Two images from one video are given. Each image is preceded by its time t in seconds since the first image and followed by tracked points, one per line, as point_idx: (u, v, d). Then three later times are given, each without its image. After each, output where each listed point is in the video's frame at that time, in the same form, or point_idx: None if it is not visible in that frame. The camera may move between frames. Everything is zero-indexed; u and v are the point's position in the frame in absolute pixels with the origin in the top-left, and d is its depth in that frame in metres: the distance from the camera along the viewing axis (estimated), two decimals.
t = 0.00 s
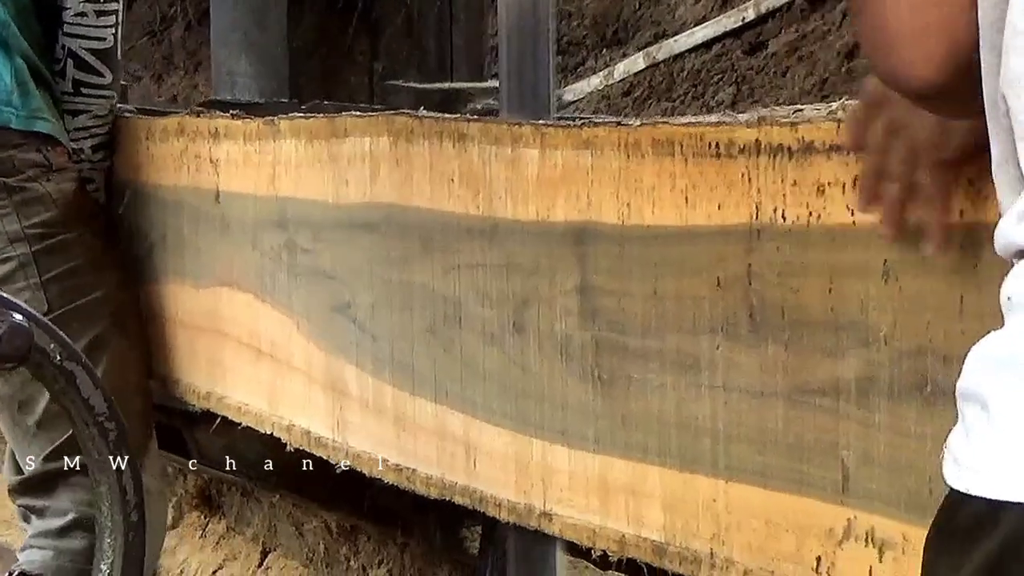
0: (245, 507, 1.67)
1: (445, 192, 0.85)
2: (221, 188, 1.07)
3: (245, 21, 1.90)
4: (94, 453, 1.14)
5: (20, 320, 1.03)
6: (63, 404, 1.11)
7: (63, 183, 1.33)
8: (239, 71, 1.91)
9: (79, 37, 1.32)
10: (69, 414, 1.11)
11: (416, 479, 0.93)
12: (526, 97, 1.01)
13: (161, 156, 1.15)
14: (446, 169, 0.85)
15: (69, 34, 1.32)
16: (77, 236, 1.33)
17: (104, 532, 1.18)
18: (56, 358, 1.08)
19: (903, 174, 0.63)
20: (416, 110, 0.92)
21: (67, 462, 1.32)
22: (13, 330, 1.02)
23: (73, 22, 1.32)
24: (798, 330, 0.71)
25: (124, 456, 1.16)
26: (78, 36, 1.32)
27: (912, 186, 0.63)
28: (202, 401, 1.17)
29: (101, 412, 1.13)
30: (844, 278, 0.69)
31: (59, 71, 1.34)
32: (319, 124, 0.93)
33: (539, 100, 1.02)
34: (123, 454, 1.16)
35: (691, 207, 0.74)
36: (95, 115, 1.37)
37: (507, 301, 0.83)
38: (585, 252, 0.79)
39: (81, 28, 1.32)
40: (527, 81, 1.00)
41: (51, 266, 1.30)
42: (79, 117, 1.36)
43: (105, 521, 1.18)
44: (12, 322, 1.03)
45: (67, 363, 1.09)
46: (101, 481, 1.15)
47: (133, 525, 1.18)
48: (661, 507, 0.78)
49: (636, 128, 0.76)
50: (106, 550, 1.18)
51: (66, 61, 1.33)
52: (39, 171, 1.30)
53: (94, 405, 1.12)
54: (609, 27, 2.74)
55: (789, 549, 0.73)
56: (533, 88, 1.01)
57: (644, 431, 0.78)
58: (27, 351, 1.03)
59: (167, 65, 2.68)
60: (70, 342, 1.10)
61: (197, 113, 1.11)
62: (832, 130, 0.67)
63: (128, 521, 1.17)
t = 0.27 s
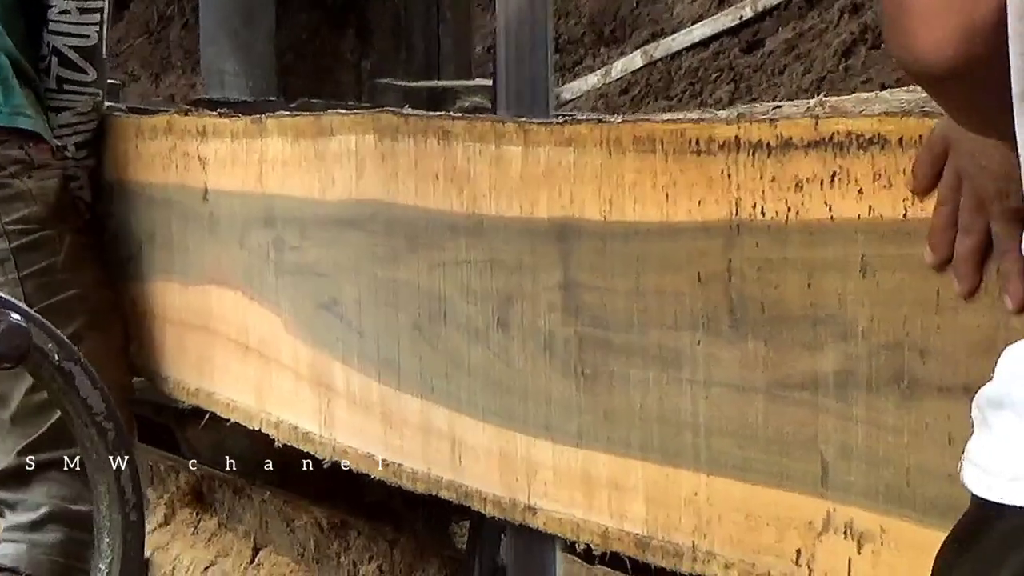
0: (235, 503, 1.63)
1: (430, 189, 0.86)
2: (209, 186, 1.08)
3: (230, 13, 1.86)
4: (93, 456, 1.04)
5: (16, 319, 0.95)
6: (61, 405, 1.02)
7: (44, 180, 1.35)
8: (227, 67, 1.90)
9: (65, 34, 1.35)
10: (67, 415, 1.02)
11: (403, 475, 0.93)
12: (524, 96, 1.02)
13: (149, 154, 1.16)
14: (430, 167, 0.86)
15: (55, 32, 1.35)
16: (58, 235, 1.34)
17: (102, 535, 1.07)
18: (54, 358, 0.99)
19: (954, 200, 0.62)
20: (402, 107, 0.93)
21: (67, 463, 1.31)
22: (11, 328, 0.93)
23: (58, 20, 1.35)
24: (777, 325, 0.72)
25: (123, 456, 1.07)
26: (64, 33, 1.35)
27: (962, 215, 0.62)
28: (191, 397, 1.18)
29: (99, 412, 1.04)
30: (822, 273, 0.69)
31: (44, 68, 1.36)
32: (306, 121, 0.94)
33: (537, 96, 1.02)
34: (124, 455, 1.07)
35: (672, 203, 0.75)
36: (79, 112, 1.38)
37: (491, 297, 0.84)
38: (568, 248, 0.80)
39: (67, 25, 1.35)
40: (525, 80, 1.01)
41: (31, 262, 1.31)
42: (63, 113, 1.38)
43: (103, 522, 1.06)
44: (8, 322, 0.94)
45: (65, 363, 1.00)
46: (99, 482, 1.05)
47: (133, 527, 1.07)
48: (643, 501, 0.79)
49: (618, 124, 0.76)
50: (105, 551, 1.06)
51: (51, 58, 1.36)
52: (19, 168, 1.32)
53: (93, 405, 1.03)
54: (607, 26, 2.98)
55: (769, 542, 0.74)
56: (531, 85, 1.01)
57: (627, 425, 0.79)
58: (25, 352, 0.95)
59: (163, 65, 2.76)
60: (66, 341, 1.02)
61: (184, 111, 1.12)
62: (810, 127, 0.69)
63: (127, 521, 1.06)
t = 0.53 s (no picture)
0: (225, 498, 1.63)
1: (413, 186, 0.87)
2: (196, 183, 1.09)
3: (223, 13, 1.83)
4: (93, 453, 1.15)
5: (15, 318, 1.03)
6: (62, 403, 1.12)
7: (40, 180, 1.34)
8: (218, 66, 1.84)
9: (60, 34, 1.38)
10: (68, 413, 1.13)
11: (387, 469, 0.94)
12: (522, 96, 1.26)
13: (138, 152, 1.17)
14: (413, 164, 0.87)
15: (49, 32, 1.37)
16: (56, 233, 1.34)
17: (101, 530, 1.17)
18: (53, 357, 1.09)
19: (923, 199, 0.62)
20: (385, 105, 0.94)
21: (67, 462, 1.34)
22: (8, 327, 1.02)
23: (53, 20, 1.37)
24: (753, 320, 0.72)
25: (124, 456, 1.17)
26: (59, 34, 1.38)
27: (930, 213, 0.62)
28: (177, 393, 1.18)
29: (98, 411, 1.14)
30: (797, 268, 0.70)
31: (38, 68, 1.37)
32: (291, 119, 0.95)
33: (533, 95, 1.26)
34: (123, 453, 1.17)
35: (650, 199, 0.76)
36: (72, 111, 1.40)
37: (473, 293, 0.85)
38: (548, 244, 0.80)
39: (61, 25, 1.38)
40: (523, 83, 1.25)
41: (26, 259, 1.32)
42: (56, 112, 1.39)
43: (103, 520, 1.17)
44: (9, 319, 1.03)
45: (63, 362, 1.10)
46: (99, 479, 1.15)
47: (130, 523, 1.17)
48: (622, 494, 0.80)
49: (597, 122, 0.77)
50: (105, 548, 1.16)
51: (45, 58, 1.38)
52: (17, 169, 1.31)
53: (91, 404, 1.13)
54: (604, 24, 2.88)
55: (745, 534, 0.74)
56: (528, 87, 1.25)
57: (606, 419, 0.80)
58: (22, 350, 1.03)
59: (162, 64, 2.76)
60: (66, 342, 1.12)
61: (172, 109, 1.13)
62: (784, 124, 0.70)
63: (125, 519, 1.17)
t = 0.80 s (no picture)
0: (214, 493, 1.66)
1: (395, 182, 0.88)
2: (182, 180, 1.09)
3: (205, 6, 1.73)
4: (91, 452, 1.07)
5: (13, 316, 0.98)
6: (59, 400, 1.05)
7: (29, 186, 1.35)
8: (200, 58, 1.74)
9: (54, 35, 1.37)
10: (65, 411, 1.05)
11: (370, 464, 0.95)
12: (521, 94, 1.22)
13: (125, 149, 1.18)
14: (395, 161, 0.88)
15: (44, 32, 1.36)
16: (43, 237, 1.36)
17: (100, 529, 1.10)
18: (52, 354, 1.03)
19: (893, 197, 0.63)
20: (367, 103, 0.94)
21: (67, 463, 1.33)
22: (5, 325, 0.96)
23: (47, 20, 1.36)
24: (728, 315, 0.73)
25: (124, 456, 1.09)
26: (52, 34, 1.37)
27: (898, 211, 0.63)
28: (164, 388, 1.19)
29: (96, 408, 1.07)
30: (770, 264, 0.71)
31: (33, 68, 1.36)
32: (276, 117, 0.96)
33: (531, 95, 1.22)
34: (123, 452, 1.09)
35: (626, 195, 0.77)
36: (68, 111, 1.40)
37: (454, 288, 0.86)
38: (527, 240, 0.81)
39: (55, 25, 1.37)
40: (522, 83, 1.21)
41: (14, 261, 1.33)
42: (52, 113, 1.38)
43: (101, 519, 1.10)
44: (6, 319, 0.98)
45: (62, 359, 1.04)
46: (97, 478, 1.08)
47: (129, 521, 1.09)
48: (600, 488, 0.81)
49: (575, 119, 0.78)
50: (103, 547, 1.09)
51: (40, 58, 1.36)
52: (6, 175, 1.32)
53: (90, 401, 1.06)
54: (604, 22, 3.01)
55: (721, 527, 0.75)
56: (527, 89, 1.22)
57: (584, 413, 0.80)
58: (21, 348, 0.98)
59: (161, 63, 2.78)
60: (65, 337, 1.05)
61: (158, 106, 1.14)
62: (758, 121, 0.71)
63: (124, 517, 1.09)
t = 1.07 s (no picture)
0: (206, 491, 1.64)
1: (381, 178, 0.88)
2: (171, 176, 1.10)
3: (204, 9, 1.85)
4: (91, 447, 1.03)
5: (15, 315, 0.97)
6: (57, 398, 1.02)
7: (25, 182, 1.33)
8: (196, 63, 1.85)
9: (51, 33, 1.37)
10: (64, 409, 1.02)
11: (357, 458, 0.96)
12: (521, 95, 1.32)
13: (116, 146, 1.18)
14: (382, 157, 0.88)
15: (42, 31, 1.36)
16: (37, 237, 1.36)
17: (99, 528, 1.06)
18: (51, 352, 1.00)
19: (874, 193, 0.63)
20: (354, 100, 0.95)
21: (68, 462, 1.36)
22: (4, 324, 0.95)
23: (43, 18, 1.36)
24: (709, 310, 0.74)
25: (124, 455, 1.06)
26: (49, 32, 1.37)
27: (882, 205, 0.63)
28: (154, 383, 1.20)
29: (96, 407, 1.03)
30: (750, 259, 0.72)
31: (29, 66, 1.35)
32: (264, 113, 0.96)
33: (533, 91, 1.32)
34: (123, 452, 1.06)
35: (609, 192, 0.77)
36: (64, 108, 1.40)
37: (439, 284, 0.86)
38: (512, 236, 0.82)
39: (52, 23, 1.37)
40: (523, 86, 1.31)
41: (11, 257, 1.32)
42: (48, 110, 1.39)
43: (100, 518, 1.06)
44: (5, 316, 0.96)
45: (61, 357, 1.01)
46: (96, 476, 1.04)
47: (130, 520, 1.05)
48: (582, 481, 0.82)
49: (559, 116, 0.79)
50: (102, 546, 1.05)
51: (37, 56, 1.35)
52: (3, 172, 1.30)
53: (89, 399, 1.03)
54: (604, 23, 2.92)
55: (701, 520, 0.76)
56: (529, 89, 1.31)
57: (566, 408, 0.81)
58: (22, 347, 0.97)
59: (161, 61, 2.79)
60: (64, 335, 1.02)
61: (147, 104, 1.14)
62: (739, 118, 0.71)
63: (124, 516, 1.05)
